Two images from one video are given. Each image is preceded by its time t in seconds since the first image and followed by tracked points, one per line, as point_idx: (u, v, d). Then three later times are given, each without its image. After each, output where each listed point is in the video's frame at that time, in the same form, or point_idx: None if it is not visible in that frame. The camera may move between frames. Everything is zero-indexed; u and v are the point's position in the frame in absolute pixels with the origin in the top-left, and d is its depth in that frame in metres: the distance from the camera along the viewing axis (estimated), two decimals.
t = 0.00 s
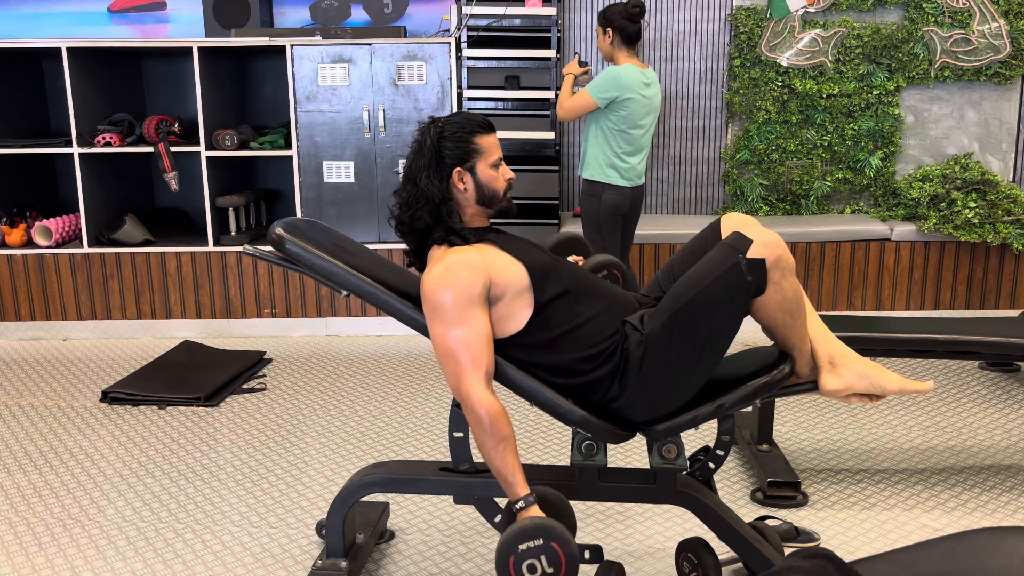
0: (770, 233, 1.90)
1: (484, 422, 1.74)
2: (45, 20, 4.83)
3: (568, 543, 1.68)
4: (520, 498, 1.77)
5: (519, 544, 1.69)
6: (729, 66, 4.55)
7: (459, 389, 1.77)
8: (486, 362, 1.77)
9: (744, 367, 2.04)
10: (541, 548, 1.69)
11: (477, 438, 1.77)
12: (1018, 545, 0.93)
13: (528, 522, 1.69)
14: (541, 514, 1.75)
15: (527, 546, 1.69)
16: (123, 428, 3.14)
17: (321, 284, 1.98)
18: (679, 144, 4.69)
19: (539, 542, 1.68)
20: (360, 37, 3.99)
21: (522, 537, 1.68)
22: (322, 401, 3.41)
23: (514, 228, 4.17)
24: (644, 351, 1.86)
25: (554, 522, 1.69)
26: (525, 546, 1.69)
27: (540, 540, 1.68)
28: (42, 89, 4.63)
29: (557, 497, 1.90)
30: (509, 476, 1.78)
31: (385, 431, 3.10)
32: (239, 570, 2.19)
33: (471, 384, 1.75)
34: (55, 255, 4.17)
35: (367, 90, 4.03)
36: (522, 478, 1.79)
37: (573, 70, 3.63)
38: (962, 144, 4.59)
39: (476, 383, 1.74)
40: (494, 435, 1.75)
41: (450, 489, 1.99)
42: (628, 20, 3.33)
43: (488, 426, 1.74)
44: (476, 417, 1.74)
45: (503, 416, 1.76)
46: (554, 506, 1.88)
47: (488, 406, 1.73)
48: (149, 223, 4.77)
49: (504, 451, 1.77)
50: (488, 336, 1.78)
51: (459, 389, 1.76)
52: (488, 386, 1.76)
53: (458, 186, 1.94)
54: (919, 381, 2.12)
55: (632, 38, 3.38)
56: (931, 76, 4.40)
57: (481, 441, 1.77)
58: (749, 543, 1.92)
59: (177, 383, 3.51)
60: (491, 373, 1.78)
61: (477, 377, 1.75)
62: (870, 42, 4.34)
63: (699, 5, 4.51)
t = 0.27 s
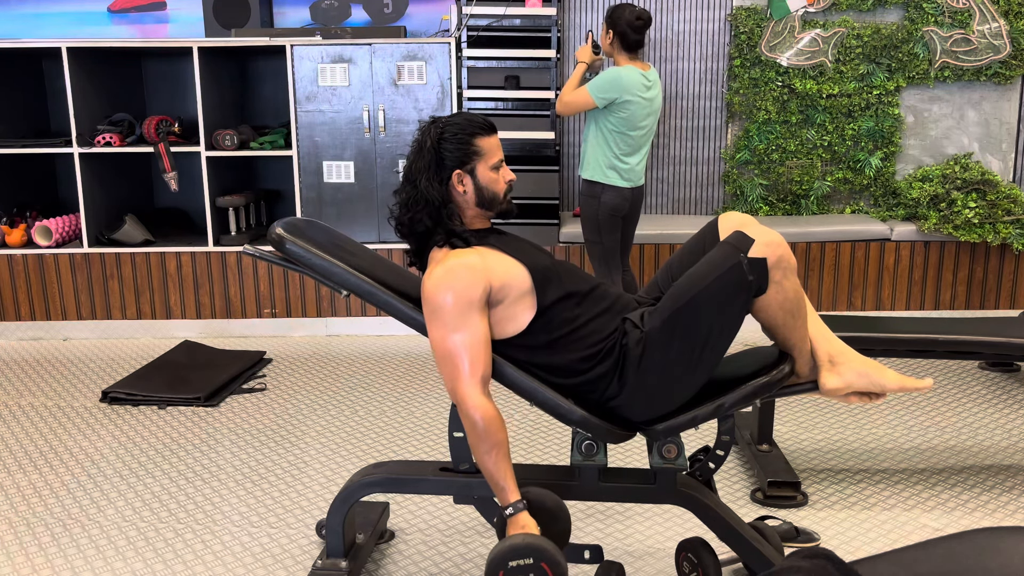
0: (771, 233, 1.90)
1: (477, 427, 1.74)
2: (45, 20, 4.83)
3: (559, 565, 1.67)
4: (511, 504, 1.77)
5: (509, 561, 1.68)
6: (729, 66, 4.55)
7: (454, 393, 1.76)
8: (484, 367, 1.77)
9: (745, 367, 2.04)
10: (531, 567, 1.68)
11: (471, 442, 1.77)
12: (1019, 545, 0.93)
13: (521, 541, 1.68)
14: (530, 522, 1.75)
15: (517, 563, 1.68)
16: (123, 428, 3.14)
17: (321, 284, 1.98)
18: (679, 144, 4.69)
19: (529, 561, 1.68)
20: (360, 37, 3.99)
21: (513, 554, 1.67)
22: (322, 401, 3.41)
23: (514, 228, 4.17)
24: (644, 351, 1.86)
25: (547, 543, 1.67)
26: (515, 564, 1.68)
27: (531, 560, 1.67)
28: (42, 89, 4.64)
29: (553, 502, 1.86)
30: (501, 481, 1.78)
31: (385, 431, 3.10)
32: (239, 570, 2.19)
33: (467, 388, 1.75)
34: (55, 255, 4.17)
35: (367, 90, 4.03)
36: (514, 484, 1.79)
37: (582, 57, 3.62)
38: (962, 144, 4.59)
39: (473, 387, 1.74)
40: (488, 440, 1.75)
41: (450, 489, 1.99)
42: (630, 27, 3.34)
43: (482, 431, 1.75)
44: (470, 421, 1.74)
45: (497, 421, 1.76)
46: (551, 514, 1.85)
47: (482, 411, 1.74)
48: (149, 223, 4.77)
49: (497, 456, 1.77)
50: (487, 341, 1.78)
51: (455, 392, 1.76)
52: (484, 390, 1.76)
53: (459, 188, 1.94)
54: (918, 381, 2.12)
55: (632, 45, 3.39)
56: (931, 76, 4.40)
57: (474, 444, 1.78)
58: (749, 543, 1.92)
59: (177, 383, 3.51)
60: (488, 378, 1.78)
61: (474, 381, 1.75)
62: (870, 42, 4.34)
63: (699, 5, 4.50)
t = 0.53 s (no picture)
0: (770, 232, 1.90)
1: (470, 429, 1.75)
2: (45, 19, 4.83)
3: (543, 561, 1.71)
4: (506, 505, 1.79)
5: (494, 555, 1.72)
6: (729, 66, 4.55)
7: (449, 395, 1.77)
8: (481, 371, 1.77)
9: (745, 367, 2.04)
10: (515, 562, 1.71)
11: (466, 444, 1.78)
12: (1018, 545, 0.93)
13: (506, 535, 1.72)
14: (523, 523, 1.78)
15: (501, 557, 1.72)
16: (123, 428, 3.14)
17: (322, 284, 1.98)
18: (679, 144, 4.69)
19: (514, 557, 1.71)
20: (360, 37, 3.99)
21: (500, 548, 1.71)
22: (322, 401, 3.41)
23: (515, 228, 4.17)
24: (644, 351, 1.86)
25: (531, 540, 1.72)
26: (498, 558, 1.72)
27: (516, 555, 1.71)
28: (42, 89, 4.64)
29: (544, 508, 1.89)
30: (496, 481, 1.80)
31: (385, 431, 3.10)
32: (239, 570, 2.19)
33: (463, 391, 1.75)
34: (55, 255, 4.17)
35: (367, 90, 4.03)
36: (509, 485, 1.81)
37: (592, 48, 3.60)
38: (962, 144, 4.59)
39: (469, 390, 1.75)
40: (483, 442, 1.76)
41: (450, 489, 1.99)
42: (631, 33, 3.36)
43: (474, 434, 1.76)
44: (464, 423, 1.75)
45: (492, 423, 1.77)
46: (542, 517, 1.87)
47: (477, 414, 1.74)
48: (149, 223, 4.77)
49: (489, 459, 1.79)
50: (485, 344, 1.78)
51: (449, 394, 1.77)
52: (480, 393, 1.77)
53: (460, 187, 1.94)
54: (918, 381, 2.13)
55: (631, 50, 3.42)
56: (931, 76, 4.40)
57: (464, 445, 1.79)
58: (749, 543, 1.92)
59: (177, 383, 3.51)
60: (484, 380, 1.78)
61: (470, 384, 1.75)
62: (870, 42, 4.34)
63: (699, 5, 4.50)
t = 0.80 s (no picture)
0: (769, 232, 1.89)
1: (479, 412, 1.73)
2: (45, 19, 4.83)
3: (592, 469, 1.52)
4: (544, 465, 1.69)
5: (548, 493, 1.54)
6: (729, 66, 4.56)
7: (456, 386, 1.75)
8: (484, 360, 1.77)
9: (745, 367, 2.04)
10: (568, 489, 1.53)
11: (484, 424, 1.73)
12: (1019, 545, 0.93)
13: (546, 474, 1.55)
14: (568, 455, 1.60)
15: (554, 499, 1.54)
16: (123, 428, 3.14)
17: (322, 284, 1.98)
18: (679, 144, 4.69)
19: (563, 482, 1.53)
20: (360, 37, 3.99)
21: (549, 487, 1.54)
22: (322, 401, 3.41)
23: (515, 228, 4.17)
24: (644, 352, 1.87)
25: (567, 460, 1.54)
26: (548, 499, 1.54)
27: (564, 480, 1.53)
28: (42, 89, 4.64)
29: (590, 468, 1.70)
30: (526, 449, 1.72)
31: (385, 431, 3.10)
32: (239, 570, 2.19)
33: (468, 379, 1.74)
34: (54, 255, 4.17)
35: (367, 90, 4.03)
36: (542, 449, 1.72)
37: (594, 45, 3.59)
38: (962, 144, 4.59)
39: (473, 378, 1.74)
40: (500, 416, 1.72)
41: (450, 489, 1.99)
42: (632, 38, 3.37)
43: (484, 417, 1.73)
44: (473, 408, 1.73)
45: (501, 403, 1.74)
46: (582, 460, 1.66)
47: (485, 399, 1.72)
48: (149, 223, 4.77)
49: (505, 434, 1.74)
50: (486, 333, 1.78)
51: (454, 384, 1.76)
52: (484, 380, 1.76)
53: (446, 190, 1.94)
54: (918, 381, 2.12)
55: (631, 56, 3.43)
56: (931, 76, 4.40)
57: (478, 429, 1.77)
58: (749, 543, 1.92)
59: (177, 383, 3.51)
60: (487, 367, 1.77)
61: (473, 372, 1.75)
62: (870, 42, 4.34)
63: (699, 5, 4.51)
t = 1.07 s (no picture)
0: (771, 233, 1.91)
1: (495, 380, 1.68)
2: (45, 19, 4.83)
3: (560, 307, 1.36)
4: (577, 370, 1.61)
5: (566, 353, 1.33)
6: (729, 66, 4.56)
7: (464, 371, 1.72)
8: (490, 338, 1.74)
9: (745, 367, 2.04)
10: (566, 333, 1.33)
11: (505, 385, 1.68)
12: (1019, 545, 0.93)
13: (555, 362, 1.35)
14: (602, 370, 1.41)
15: (574, 355, 1.32)
16: (123, 428, 3.14)
17: (322, 284, 1.98)
18: (679, 144, 4.69)
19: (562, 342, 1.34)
20: (360, 37, 3.99)
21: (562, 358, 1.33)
22: (322, 402, 3.41)
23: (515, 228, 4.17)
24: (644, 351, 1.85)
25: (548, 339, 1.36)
26: (574, 363, 1.32)
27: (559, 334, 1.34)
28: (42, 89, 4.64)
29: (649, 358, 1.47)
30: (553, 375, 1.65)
31: (385, 431, 3.10)
32: (239, 570, 2.19)
33: (475, 360, 1.71)
34: (54, 255, 4.17)
35: (367, 90, 4.03)
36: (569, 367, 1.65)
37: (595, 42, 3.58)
38: (962, 144, 4.59)
39: (479, 357, 1.71)
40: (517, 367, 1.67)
41: (450, 489, 1.99)
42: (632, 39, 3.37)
43: (501, 384, 1.69)
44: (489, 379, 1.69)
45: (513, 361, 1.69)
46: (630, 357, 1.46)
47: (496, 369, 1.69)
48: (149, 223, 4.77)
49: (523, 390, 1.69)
50: (488, 318, 1.76)
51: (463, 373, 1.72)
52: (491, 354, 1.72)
53: (447, 193, 1.94)
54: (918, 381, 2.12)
55: (631, 57, 3.42)
56: (931, 76, 4.40)
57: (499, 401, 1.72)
58: (749, 543, 1.92)
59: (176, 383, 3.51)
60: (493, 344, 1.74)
61: (479, 352, 1.72)
62: (870, 42, 4.34)
63: (699, 5, 4.51)
